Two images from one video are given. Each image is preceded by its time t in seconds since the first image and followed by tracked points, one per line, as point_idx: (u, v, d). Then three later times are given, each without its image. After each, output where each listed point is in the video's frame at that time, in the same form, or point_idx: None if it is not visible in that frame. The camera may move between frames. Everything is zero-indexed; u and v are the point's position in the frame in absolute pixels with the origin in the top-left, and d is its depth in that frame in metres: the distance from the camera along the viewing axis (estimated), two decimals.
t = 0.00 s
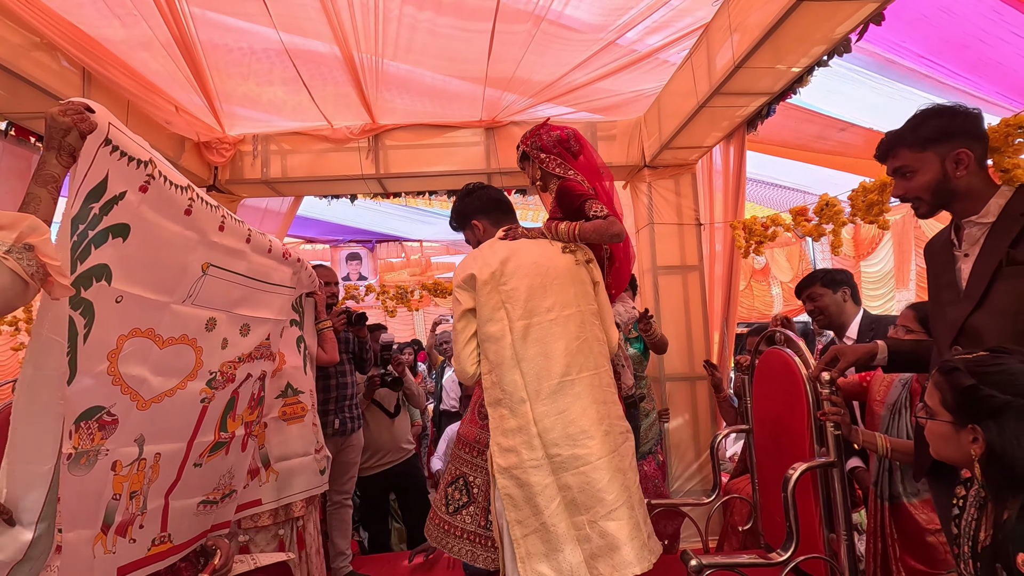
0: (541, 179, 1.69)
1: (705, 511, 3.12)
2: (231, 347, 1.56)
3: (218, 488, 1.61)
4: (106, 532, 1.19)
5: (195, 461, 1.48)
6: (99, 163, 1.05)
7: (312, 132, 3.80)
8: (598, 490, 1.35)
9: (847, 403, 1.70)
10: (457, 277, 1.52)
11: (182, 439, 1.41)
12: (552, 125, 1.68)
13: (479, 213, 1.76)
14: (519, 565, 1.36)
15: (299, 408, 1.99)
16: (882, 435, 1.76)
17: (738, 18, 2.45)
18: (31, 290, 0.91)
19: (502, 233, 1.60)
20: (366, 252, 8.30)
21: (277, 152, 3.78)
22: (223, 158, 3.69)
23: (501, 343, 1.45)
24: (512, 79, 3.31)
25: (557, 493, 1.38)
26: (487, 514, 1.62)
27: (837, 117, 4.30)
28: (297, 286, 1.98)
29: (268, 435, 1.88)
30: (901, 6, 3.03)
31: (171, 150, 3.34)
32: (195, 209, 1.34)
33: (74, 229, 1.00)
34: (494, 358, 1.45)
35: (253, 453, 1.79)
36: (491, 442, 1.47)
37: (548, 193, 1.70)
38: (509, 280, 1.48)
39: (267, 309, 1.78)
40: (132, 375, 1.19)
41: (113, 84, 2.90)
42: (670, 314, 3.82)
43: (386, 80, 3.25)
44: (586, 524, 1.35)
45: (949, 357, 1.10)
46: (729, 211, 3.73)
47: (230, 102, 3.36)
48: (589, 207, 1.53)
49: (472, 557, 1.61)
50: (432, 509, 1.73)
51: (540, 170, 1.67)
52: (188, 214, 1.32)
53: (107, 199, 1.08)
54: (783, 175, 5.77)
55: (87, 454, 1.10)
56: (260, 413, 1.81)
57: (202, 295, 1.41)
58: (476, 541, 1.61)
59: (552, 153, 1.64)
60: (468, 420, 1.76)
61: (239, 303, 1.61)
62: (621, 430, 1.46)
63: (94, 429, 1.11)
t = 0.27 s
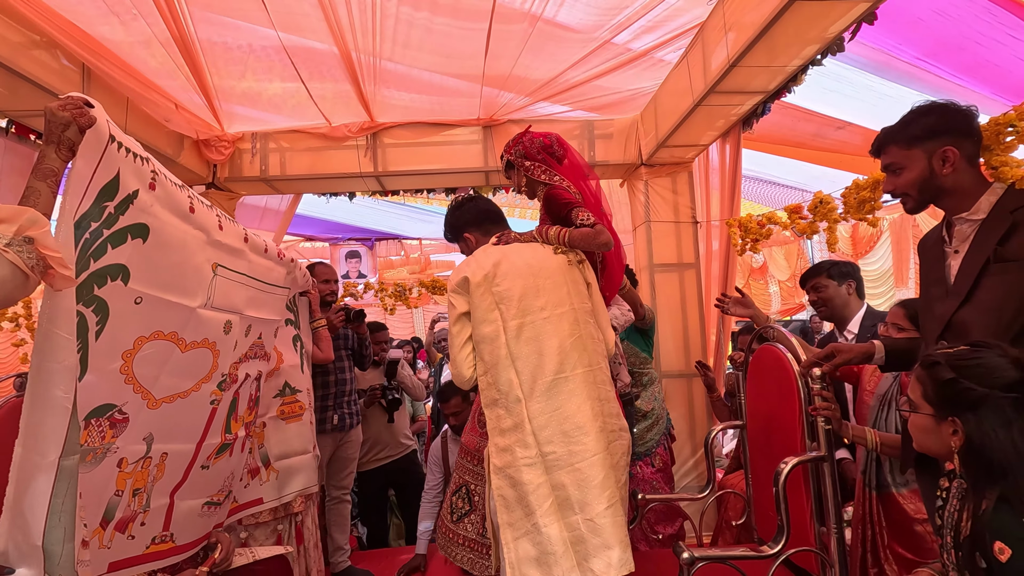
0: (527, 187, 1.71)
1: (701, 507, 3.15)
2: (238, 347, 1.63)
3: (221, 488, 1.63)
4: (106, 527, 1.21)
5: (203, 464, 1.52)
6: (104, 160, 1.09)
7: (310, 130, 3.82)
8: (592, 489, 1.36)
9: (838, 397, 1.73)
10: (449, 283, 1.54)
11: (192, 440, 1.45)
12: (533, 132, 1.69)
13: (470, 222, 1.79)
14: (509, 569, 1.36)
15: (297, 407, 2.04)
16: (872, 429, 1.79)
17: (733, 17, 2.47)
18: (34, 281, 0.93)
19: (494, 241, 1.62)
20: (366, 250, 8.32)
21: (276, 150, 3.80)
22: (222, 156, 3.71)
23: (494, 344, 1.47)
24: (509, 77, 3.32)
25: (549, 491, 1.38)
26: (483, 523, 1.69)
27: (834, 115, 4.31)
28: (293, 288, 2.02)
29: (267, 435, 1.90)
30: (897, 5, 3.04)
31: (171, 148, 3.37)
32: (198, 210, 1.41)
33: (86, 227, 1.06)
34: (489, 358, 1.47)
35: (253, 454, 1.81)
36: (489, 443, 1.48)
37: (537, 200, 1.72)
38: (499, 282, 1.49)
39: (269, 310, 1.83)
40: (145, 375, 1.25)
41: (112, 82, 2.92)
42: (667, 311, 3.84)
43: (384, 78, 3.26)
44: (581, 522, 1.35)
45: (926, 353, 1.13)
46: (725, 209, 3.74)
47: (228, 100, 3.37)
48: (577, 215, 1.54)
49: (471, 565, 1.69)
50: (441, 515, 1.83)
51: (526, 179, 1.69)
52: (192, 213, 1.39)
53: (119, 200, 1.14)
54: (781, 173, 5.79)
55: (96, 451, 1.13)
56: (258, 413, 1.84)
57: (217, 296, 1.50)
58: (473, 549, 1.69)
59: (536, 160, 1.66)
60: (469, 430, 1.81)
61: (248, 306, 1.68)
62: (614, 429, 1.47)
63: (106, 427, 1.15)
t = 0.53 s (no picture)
0: (521, 198, 1.76)
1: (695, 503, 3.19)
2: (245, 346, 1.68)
3: (220, 487, 1.66)
4: (124, 528, 1.26)
5: (212, 464, 1.57)
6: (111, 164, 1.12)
7: (310, 129, 3.85)
8: (603, 487, 1.40)
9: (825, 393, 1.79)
10: (451, 287, 1.52)
11: (206, 442, 1.52)
12: (522, 144, 1.75)
13: (469, 230, 1.83)
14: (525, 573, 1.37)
15: (297, 405, 2.07)
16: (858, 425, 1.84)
17: (727, 19, 2.51)
18: (41, 281, 0.97)
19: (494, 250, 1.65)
20: (365, 247, 8.35)
21: (276, 149, 3.83)
22: (222, 154, 3.74)
23: (500, 346, 1.47)
24: (507, 76, 3.36)
25: (561, 491, 1.41)
26: (480, 527, 1.66)
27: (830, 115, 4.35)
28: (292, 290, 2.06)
29: (268, 434, 1.95)
30: (891, 8, 3.07)
31: (173, 147, 3.40)
32: (204, 214, 1.45)
33: (99, 230, 1.10)
34: (497, 360, 1.47)
35: (254, 453, 1.85)
36: (499, 445, 1.49)
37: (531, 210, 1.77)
38: (506, 286, 1.50)
39: (271, 311, 1.87)
40: (167, 378, 1.32)
41: (114, 80, 2.95)
42: (663, 309, 3.89)
43: (383, 77, 3.30)
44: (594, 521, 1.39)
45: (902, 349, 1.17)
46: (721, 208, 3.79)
47: (228, 97, 3.41)
48: (573, 224, 1.59)
49: (468, 571, 1.66)
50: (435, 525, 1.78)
51: (518, 190, 1.75)
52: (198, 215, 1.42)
53: (131, 204, 1.19)
54: (778, 172, 5.82)
55: (122, 455, 1.19)
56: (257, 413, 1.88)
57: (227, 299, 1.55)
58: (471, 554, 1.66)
59: (526, 171, 1.72)
60: (463, 437, 1.80)
61: (253, 307, 1.72)
62: (622, 426, 1.53)
63: (131, 430, 1.22)
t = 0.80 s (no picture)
0: (518, 203, 1.83)
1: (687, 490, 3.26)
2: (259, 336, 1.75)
3: (225, 469, 1.71)
4: (166, 515, 1.36)
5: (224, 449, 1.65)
6: (128, 166, 1.18)
7: (312, 122, 3.90)
8: (624, 475, 1.46)
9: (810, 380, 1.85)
10: (459, 288, 1.55)
11: (221, 427, 1.61)
12: (519, 149, 1.82)
13: (471, 232, 1.90)
14: (554, 561, 1.40)
15: (301, 393, 2.14)
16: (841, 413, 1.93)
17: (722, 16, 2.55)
18: (58, 280, 1.04)
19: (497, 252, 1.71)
20: (365, 239, 8.40)
21: (278, 140, 3.88)
22: (225, 145, 3.79)
23: (512, 342, 1.51)
24: (507, 69, 3.40)
25: (582, 481, 1.46)
26: (474, 521, 1.71)
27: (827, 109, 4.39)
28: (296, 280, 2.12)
29: (275, 420, 2.02)
30: (887, 4, 3.10)
31: (176, 138, 3.45)
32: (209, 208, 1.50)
33: (124, 230, 1.17)
34: (508, 356, 1.51)
35: (260, 439, 1.92)
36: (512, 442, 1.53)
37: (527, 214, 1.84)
38: (510, 285, 1.55)
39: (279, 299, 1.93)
40: (197, 367, 1.42)
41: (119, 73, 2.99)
42: (659, 301, 3.95)
43: (384, 70, 3.34)
44: (617, 507, 1.45)
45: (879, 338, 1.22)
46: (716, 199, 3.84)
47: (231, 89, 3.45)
48: (573, 227, 1.66)
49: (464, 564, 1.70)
50: (430, 518, 1.85)
51: (516, 194, 1.82)
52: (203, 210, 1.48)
53: (149, 203, 1.25)
54: (776, 166, 5.86)
55: (163, 443, 1.29)
56: (264, 400, 1.94)
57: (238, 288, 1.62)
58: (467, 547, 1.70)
59: (525, 174, 1.78)
60: (456, 434, 1.88)
61: (263, 297, 1.79)
62: (633, 417, 1.60)
63: (169, 420, 1.32)
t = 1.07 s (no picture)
0: (511, 211, 1.92)
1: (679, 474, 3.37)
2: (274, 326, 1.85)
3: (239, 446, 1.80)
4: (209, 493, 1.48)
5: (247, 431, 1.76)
6: (150, 169, 1.26)
7: (315, 113, 3.96)
8: (622, 468, 1.54)
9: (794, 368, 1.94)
10: (459, 296, 1.68)
11: (246, 412, 1.72)
12: (511, 158, 1.90)
13: (468, 239, 1.98)
14: (556, 550, 1.51)
15: (309, 378, 2.24)
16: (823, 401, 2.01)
17: (718, 14, 2.62)
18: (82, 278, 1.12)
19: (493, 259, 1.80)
20: (366, 227, 8.47)
21: (283, 131, 3.95)
22: (231, 135, 3.86)
23: (511, 341, 1.62)
24: (508, 62, 3.46)
25: (580, 473, 1.55)
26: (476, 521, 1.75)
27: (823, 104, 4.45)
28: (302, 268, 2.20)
29: (285, 405, 2.12)
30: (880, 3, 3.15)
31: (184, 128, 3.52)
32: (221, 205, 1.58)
33: (155, 229, 1.26)
34: (509, 355, 1.63)
35: (272, 422, 2.01)
36: (511, 438, 1.62)
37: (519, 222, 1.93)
38: (507, 288, 1.66)
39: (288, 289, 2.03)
40: (226, 354, 1.52)
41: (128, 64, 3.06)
42: (654, 291, 4.03)
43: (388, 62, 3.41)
44: (614, 496, 1.53)
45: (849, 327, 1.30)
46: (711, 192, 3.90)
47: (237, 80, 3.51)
48: (565, 236, 1.75)
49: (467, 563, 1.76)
50: (432, 518, 1.89)
51: (509, 204, 1.90)
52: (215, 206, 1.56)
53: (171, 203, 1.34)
54: (773, 159, 5.93)
55: (208, 427, 1.44)
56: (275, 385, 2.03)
57: (252, 276, 1.71)
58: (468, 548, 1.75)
59: (517, 184, 1.87)
60: (455, 435, 1.90)
61: (275, 286, 1.89)
62: (631, 412, 1.66)
63: (214, 406, 1.46)
